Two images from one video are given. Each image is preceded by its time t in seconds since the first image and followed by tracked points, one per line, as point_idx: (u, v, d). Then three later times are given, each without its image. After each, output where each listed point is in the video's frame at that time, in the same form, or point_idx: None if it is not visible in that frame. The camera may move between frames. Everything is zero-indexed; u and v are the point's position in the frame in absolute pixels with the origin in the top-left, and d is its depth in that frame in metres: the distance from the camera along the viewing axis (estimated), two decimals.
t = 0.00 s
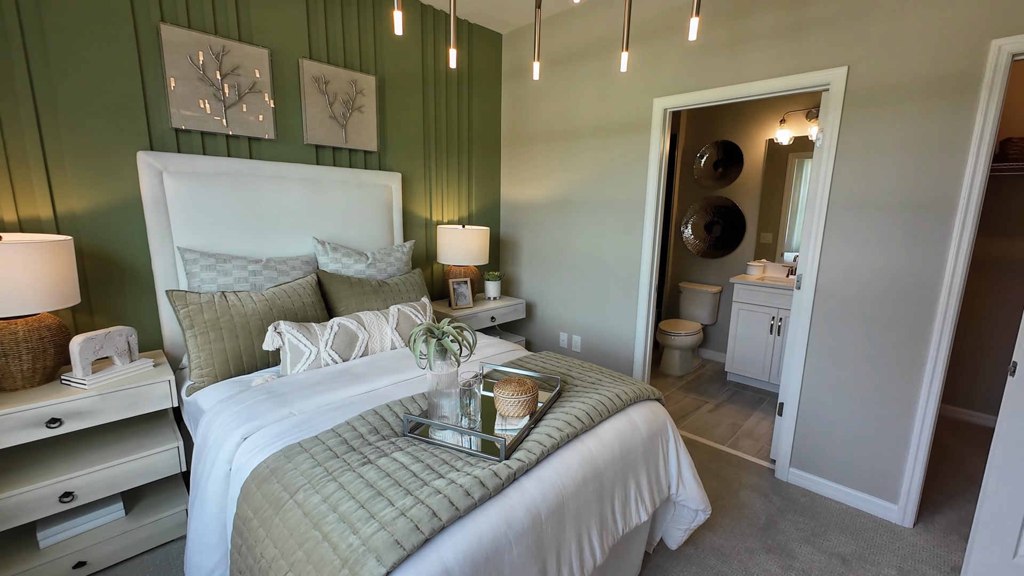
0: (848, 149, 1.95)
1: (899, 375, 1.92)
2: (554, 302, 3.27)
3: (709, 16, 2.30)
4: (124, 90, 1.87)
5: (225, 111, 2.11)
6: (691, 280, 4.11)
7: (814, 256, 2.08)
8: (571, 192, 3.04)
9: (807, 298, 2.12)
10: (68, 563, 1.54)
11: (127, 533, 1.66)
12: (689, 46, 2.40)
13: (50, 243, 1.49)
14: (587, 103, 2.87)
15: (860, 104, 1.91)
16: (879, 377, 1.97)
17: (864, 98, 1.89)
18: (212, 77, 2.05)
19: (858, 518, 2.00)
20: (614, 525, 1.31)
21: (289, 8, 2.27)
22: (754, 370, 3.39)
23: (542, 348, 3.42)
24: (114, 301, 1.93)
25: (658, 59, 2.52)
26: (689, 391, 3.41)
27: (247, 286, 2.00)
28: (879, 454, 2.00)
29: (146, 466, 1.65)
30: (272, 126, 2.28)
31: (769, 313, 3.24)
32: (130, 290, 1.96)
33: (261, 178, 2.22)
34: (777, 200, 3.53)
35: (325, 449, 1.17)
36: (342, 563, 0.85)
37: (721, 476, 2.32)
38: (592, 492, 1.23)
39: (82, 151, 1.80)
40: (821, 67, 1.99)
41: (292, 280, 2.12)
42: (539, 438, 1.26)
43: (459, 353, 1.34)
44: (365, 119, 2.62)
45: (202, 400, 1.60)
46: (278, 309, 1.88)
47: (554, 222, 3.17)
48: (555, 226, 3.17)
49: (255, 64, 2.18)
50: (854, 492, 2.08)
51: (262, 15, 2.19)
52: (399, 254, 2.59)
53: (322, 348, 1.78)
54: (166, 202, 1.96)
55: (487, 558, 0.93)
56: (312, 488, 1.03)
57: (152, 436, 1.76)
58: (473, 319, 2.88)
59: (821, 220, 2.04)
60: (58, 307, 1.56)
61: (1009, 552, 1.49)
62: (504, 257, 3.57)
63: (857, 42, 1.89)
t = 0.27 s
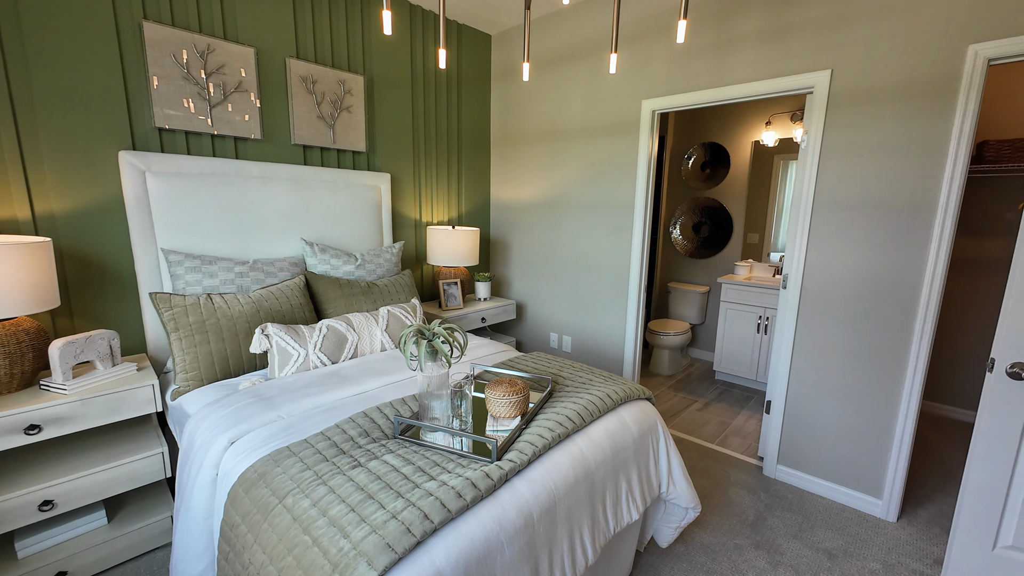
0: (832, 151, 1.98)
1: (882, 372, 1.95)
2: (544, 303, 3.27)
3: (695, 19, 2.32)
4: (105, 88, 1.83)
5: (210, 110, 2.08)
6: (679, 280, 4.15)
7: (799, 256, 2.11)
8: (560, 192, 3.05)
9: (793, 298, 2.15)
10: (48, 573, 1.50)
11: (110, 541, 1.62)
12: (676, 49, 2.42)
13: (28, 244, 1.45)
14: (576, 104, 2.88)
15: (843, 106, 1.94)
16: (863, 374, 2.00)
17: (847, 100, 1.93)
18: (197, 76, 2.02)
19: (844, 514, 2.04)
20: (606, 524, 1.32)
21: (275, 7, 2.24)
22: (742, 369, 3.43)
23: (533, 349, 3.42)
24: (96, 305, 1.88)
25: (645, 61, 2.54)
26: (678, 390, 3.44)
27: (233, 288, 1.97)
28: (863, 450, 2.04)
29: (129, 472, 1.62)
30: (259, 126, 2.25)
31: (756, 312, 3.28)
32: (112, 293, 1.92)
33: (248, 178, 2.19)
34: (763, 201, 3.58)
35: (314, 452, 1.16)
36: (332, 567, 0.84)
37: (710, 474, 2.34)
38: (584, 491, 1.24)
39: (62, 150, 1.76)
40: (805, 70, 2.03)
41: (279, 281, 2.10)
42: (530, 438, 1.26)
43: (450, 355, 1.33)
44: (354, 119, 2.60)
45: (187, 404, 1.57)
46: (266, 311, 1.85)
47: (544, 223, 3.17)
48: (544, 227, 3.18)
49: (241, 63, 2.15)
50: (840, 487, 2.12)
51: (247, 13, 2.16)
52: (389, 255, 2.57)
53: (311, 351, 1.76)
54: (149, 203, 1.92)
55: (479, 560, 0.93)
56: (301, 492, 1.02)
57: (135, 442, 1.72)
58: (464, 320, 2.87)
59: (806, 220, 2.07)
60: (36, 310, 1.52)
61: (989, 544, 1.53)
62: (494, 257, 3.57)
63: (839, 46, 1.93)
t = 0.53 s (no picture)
0: (822, 152, 2.00)
1: (872, 371, 1.98)
2: (538, 304, 3.27)
3: (687, 21, 2.34)
4: (92, 87, 1.80)
5: (200, 110, 2.06)
6: (672, 280, 4.17)
7: (791, 257, 2.13)
8: (554, 193, 3.05)
9: (785, 298, 2.17)
10: None
11: (97, 548, 1.59)
12: (668, 50, 2.44)
13: (13, 247, 1.42)
14: (569, 105, 2.89)
15: (833, 108, 1.96)
16: (854, 373, 2.02)
17: (837, 102, 1.95)
18: (186, 75, 2.00)
19: (836, 512, 2.06)
20: (601, 525, 1.32)
21: (266, 6, 2.22)
22: (734, 369, 3.45)
23: (527, 350, 3.42)
24: (83, 307, 1.85)
25: (638, 62, 2.55)
26: (671, 390, 3.45)
27: (223, 290, 1.94)
28: (855, 449, 2.06)
29: (117, 478, 1.59)
30: (250, 126, 2.23)
31: (748, 312, 3.31)
32: (100, 295, 1.89)
33: (238, 179, 2.17)
34: (755, 202, 3.61)
35: (306, 456, 1.14)
36: (325, 573, 0.83)
37: (704, 473, 2.35)
38: (578, 493, 1.23)
39: (47, 151, 1.73)
40: (795, 73, 2.05)
41: (270, 283, 2.08)
42: (525, 440, 1.26)
43: (443, 356, 1.33)
44: (346, 120, 2.58)
45: (177, 408, 1.55)
46: (257, 313, 1.83)
47: (538, 224, 3.17)
48: (538, 228, 3.18)
49: (231, 62, 2.13)
50: (831, 486, 2.14)
51: (237, 12, 2.14)
52: (382, 256, 2.56)
53: (303, 353, 1.74)
54: (138, 204, 1.90)
55: (474, 563, 0.92)
56: (293, 497, 1.01)
57: (123, 447, 1.69)
58: (458, 321, 2.87)
59: (797, 221, 2.09)
60: (20, 315, 1.48)
61: (978, 541, 1.55)
62: (488, 258, 3.56)
63: (829, 49, 1.95)
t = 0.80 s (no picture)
0: (817, 153, 2.02)
1: (867, 371, 1.99)
2: (535, 305, 3.27)
3: (682, 23, 2.35)
4: (84, 87, 1.78)
5: (194, 111, 2.04)
6: (668, 281, 4.18)
7: (786, 257, 2.14)
8: (550, 194, 3.05)
9: (781, 298, 2.18)
10: None
11: (90, 553, 1.57)
12: (664, 52, 2.45)
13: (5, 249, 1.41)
14: (565, 106, 2.89)
15: (828, 110, 1.98)
16: (849, 373, 2.03)
17: (831, 104, 1.96)
18: (180, 76, 1.98)
19: (832, 511, 2.07)
20: (599, 526, 1.32)
21: (260, 6, 2.21)
22: (730, 369, 3.47)
23: (524, 350, 3.42)
24: (75, 310, 1.83)
25: (634, 63, 2.56)
26: (668, 390, 3.46)
27: (218, 292, 1.93)
28: (850, 448, 2.07)
29: (111, 482, 1.57)
30: (244, 127, 2.21)
31: (744, 313, 3.32)
32: (93, 298, 1.87)
33: (233, 180, 2.15)
34: (750, 203, 3.63)
35: (304, 459, 1.14)
36: None
37: (700, 473, 2.36)
38: (577, 494, 1.23)
39: (40, 151, 1.71)
40: (790, 75, 2.06)
41: (266, 285, 2.06)
42: (523, 442, 1.25)
43: (441, 358, 1.33)
44: (342, 121, 2.57)
45: (171, 411, 1.53)
46: (252, 315, 1.82)
47: (534, 224, 3.17)
48: (534, 229, 3.18)
49: (226, 63, 2.11)
50: (827, 485, 2.15)
51: (232, 12, 2.12)
52: (378, 258, 2.55)
53: (299, 355, 1.73)
54: (131, 205, 1.88)
55: (473, 565, 0.92)
56: (290, 500, 1.00)
57: (117, 451, 1.67)
58: (454, 322, 2.86)
59: (792, 222, 2.10)
60: (13, 317, 1.47)
61: (972, 538, 1.56)
62: (484, 259, 3.56)
63: (823, 51, 1.97)
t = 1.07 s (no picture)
0: (815, 154, 2.02)
1: (865, 372, 1.99)
2: (533, 305, 3.27)
3: (680, 24, 2.35)
4: (80, 87, 1.77)
5: (191, 111, 2.03)
6: (666, 281, 4.19)
7: (784, 258, 2.15)
8: (549, 195, 3.05)
9: (779, 299, 2.18)
10: None
11: (86, 556, 1.56)
12: (662, 53, 2.45)
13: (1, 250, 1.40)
14: (563, 107, 2.89)
15: (825, 111, 1.98)
16: (847, 373, 2.04)
17: (829, 105, 1.97)
18: (177, 76, 1.97)
19: (830, 511, 2.07)
20: (598, 528, 1.32)
21: (257, 6, 2.20)
22: (728, 369, 3.47)
23: (522, 351, 3.41)
24: (71, 311, 1.82)
25: (632, 64, 2.56)
26: (666, 391, 3.46)
27: (216, 293, 1.92)
28: (848, 448, 2.07)
29: (107, 485, 1.56)
30: (242, 127, 2.20)
31: (742, 313, 3.33)
32: (89, 299, 1.86)
33: (231, 181, 2.14)
34: (748, 203, 3.64)
35: (302, 461, 1.13)
36: None
37: (699, 473, 2.36)
38: (576, 495, 1.23)
39: (35, 152, 1.70)
40: (787, 76, 2.06)
41: (263, 286, 2.05)
42: (522, 443, 1.25)
43: (440, 359, 1.32)
44: (339, 121, 2.57)
45: (168, 414, 1.52)
46: (250, 316, 1.81)
47: (533, 225, 3.17)
48: (533, 229, 3.18)
49: (223, 63, 2.11)
50: (825, 485, 2.15)
51: (229, 13, 2.11)
52: (376, 259, 2.54)
53: (297, 357, 1.72)
54: (128, 206, 1.87)
55: (472, 568, 0.92)
56: (289, 503, 0.99)
57: (113, 453, 1.66)
58: (453, 323, 2.85)
59: (790, 222, 2.11)
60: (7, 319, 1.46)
61: (971, 538, 1.56)
62: (482, 260, 3.56)
63: (820, 53, 1.97)
